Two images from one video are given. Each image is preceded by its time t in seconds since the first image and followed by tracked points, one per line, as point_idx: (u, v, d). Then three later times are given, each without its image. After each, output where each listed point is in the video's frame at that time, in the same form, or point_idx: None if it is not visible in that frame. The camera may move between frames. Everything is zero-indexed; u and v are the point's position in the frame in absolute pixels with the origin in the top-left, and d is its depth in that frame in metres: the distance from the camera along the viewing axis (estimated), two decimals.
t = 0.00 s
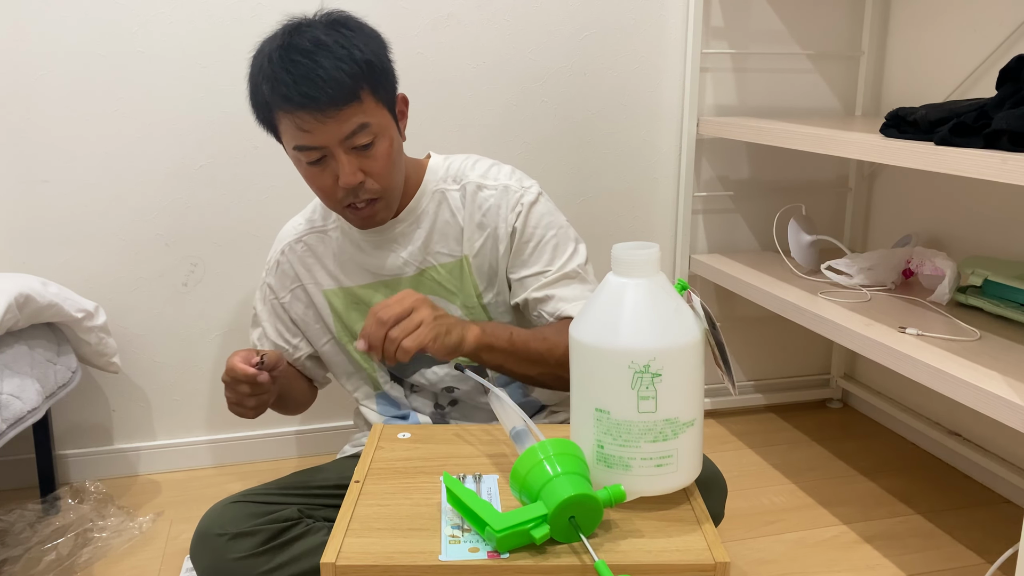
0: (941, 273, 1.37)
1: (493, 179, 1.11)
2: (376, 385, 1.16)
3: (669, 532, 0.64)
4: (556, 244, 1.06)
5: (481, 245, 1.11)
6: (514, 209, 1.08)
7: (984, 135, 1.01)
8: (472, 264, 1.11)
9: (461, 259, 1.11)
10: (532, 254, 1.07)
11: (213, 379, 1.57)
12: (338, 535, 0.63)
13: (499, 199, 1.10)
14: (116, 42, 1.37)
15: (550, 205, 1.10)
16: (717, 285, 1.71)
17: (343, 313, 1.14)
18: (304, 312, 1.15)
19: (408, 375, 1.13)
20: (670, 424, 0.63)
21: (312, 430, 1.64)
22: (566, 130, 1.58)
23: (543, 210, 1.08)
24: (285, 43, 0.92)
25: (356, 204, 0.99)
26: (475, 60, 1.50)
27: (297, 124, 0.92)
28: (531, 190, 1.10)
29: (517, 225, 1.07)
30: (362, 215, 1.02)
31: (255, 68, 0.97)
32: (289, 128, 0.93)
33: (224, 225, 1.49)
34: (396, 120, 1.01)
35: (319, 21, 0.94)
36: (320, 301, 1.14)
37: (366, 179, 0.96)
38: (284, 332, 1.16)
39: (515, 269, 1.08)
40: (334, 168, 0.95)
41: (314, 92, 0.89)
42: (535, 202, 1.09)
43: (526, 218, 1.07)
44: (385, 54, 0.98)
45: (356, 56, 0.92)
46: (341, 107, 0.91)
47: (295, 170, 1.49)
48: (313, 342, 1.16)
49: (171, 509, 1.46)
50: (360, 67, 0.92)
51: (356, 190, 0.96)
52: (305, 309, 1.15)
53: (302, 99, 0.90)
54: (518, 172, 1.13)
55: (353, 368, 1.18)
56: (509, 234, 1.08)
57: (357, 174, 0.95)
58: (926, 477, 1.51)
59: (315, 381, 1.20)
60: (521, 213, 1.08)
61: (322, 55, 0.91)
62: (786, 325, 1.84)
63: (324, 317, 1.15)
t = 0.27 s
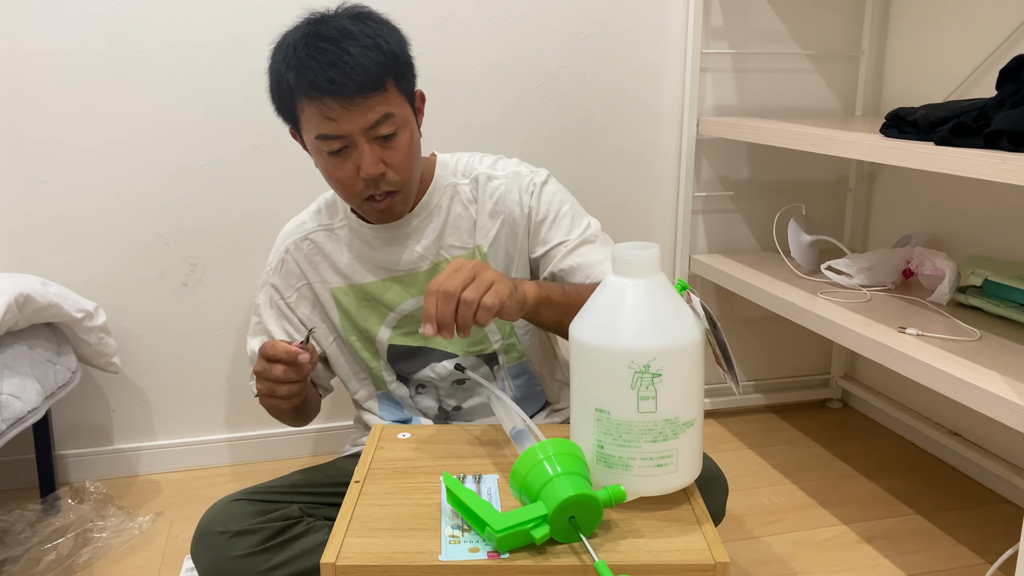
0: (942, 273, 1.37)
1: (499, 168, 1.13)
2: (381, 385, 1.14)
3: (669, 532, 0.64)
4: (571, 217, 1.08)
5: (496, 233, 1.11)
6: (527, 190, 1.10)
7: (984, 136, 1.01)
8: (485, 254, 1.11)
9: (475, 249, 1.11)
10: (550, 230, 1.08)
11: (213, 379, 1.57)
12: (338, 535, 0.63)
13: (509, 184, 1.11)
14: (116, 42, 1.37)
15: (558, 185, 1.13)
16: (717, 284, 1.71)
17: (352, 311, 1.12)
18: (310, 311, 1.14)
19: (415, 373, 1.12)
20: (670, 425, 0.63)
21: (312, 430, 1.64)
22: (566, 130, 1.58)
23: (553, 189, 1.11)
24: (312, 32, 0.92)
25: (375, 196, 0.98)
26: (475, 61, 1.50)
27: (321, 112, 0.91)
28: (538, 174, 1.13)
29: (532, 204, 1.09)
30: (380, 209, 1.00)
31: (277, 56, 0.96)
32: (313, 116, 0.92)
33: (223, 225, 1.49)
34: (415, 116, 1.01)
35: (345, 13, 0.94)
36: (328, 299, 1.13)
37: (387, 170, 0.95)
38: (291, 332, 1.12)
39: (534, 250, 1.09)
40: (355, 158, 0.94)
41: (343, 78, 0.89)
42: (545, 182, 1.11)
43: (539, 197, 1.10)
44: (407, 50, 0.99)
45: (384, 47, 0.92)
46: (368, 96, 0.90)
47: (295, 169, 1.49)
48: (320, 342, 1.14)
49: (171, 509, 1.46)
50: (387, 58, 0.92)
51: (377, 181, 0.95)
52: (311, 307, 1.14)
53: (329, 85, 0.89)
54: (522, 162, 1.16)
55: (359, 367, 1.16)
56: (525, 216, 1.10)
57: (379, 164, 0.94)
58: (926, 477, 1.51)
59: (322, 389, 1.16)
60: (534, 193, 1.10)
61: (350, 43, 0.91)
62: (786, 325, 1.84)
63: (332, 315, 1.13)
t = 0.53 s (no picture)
0: (942, 273, 1.37)
1: (496, 162, 1.13)
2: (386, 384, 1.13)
3: (669, 533, 0.64)
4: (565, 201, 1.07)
5: (495, 227, 1.10)
6: (522, 180, 1.11)
7: (984, 135, 1.01)
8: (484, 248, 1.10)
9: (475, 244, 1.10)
10: (546, 219, 1.07)
11: (214, 379, 1.57)
12: (338, 535, 0.63)
13: (505, 177, 1.11)
14: (116, 42, 1.37)
15: (553, 173, 1.13)
16: (717, 284, 1.71)
17: (357, 309, 1.12)
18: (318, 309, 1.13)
19: (416, 372, 1.12)
20: (670, 425, 0.63)
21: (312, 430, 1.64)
22: (566, 130, 1.58)
23: (548, 177, 1.11)
24: (337, 22, 0.92)
25: (388, 190, 0.96)
26: (475, 61, 1.50)
27: (342, 101, 0.90)
28: (533, 165, 1.13)
29: (528, 193, 1.09)
30: (392, 203, 0.99)
31: (298, 43, 0.96)
32: (333, 106, 0.91)
33: (223, 225, 1.49)
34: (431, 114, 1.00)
35: (369, 6, 0.94)
36: (334, 297, 1.12)
37: (402, 165, 0.94)
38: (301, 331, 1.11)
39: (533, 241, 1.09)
40: (371, 150, 0.93)
41: (366, 68, 0.88)
42: (539, 171, 1.11)
43: (534, 186, 1.10)
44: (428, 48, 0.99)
45: (407, 41, 0.92)
46: (390, 88, 0.90)
47: (295, 169, 1.49)
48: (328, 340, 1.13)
49: (171, 509, 1.46)
50: (410, 52, 0.92)
51: (391, 175, 0.94)
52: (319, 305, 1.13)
53: (353, 74, 0.88)
54: (518, 155, 1.16)
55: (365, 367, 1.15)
56: (522, 207, 1.10)
57: (395, 158, 0.93)
58: (926, 477, 1.51)
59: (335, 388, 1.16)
60: (528, 182, 1.10)
61: (375, 35, 0.90)
62: (786, 325, 1.84)
63: (339, 314, 1.12)
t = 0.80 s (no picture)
0: (942, 273, 1.37)
1: (518, 181, 1.10)
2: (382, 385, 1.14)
3: (669, 533, 0.64)
4: (586, 248, 1.05)
5: (507, 246, 1.08)
6: (546, 212, 1.07)
7: (984, 135, 1.01)
8: (495, 265, 1.09)
9: (484, 259, 1.09)
10: (564, 259, 1.06)
11: (214, 379, 1.57)
12: (338, 536, 0.63)
13: (526, 203, 1.08)
14: (116, 42, 1.37)
15: (579, 209, 1.09)
16: (717, 284, 1.71)
17: (352, 312, 1.10)
18: (314, 311, 1.11)
19: (414, 380, 1.12)
20: (671, 425, 0.63)
21: (312, 430, 1.64)
22: (566, 130, 1.58)
23: (572, 214, 1.07)
24: (342, 27, 0.91)
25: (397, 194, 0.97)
26: (475, 61, 1.50)
27: (350, 107, 0.90)
28: (558, 195, 1.09)
29: (550, 228, 1.06)
30: (400, 208, 0.99)
31: (300, 48, 0.95)
32: (340, 112, 0.91)
33: (223, 225, 1.49)
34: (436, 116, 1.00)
35: (373, 9, 0.94)
36: (330, 299, 1.10)
37: (411, 169, 0.94)
38: (297, 332, 1.09)
39: (546, 274, 1.07)
40: (380, 155, 0.93)
41: (374, 73, 0.88)
42: (564, 206, 1.08)
43: (558, 223, 1.06)
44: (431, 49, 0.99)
45: (413, 44, 0.92)
46: (398, 92, 0.89)
47: (295, 169, 1.49)
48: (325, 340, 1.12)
49: (171, 509, 1.46)
50: (416, 55, 0.92)
51: (401, 180, 0.95)
52: (314, 306, 1.11)
53: (361, 80, 0.88)
54: (543, 176, 1.12)
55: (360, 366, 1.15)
56: (540, 238, 1.07)
57: (404, 162, 0.93)
58: (926, 477, 1.51)
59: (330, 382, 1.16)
60: (553, 217, 1.07)
61: (381, 39, 0.90)
62: (786, 325, 1.84)
63: (335, 315, 1.11)
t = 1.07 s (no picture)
0: (942, 273, 1.37)
1: (535, 185, 1.10)
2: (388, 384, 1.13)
3: (669, 533, 0.64)
4: (597, 256, 1.07)
5: (520, 249, 1.09)
6: (560, 218, 1.08)
7: (984, 135, 1.01)
8: (507, 267, 1.09)
9: (498, 261, 1.09)
10: (575, 266, 1.07)
11: (214, 378, 1.57)
12: (338, 535, 0.63)
13: (541, 207, 1.09)
14: (116, 42, 1.37)
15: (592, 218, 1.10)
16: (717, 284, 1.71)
17: (365, 309, 1.09)
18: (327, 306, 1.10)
19: (418, 382, 1.11)
20: (671, 425, 0.63)
21: (312, 430, 1.64)
22: (566, 130, 1.58)
23: (586, 221, 1.08)
24: (376, 20, 0.92)
25: (418, 192, 0.96)
26: (475, 61, 1.50)
27: (379, 100, 0.90)
28: (574, 201, 1.10)
29: (563, 234, 1.07)
30: (421, 205, 0.98)
31: (333, 39, 0.95)
32: (369, 104, 0.91)
33: (223, 225, 1.49)
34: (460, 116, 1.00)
35: (407, 5, 0.94)
36: (343, 295, 1.09)
37: (435, 166, 0.94)
38: (310, 327, 1.07)
39: (557, 279, 1.08)
40: (405, 151, 0.92)
41: (406, 68, 0.88)
42: (579, 213, 1.08)
43: (571, 229, 1.07)
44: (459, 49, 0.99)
45: (445, 42, 0.92)
46: (429, 88, 0.90)
47: (294, 169, 1.49)
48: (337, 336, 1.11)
49: (172, 509, 1.46)
50: (447, 53, 0.92)
51: (424, 177, 0.94)
52: (328, 302, 1.10)
53: (392, 73, 0.88)
54: (559, 181, 1.12)
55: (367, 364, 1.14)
56: (553, 242, 1.07)
57: (429, 159, 0.92)
58: (926, 477, 1.51)
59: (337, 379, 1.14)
60: (567, 223, 1.07)
61: (414, 34, 0.90)
62: (787, 325, 1.84)
63: (347, 311, 1.10)
